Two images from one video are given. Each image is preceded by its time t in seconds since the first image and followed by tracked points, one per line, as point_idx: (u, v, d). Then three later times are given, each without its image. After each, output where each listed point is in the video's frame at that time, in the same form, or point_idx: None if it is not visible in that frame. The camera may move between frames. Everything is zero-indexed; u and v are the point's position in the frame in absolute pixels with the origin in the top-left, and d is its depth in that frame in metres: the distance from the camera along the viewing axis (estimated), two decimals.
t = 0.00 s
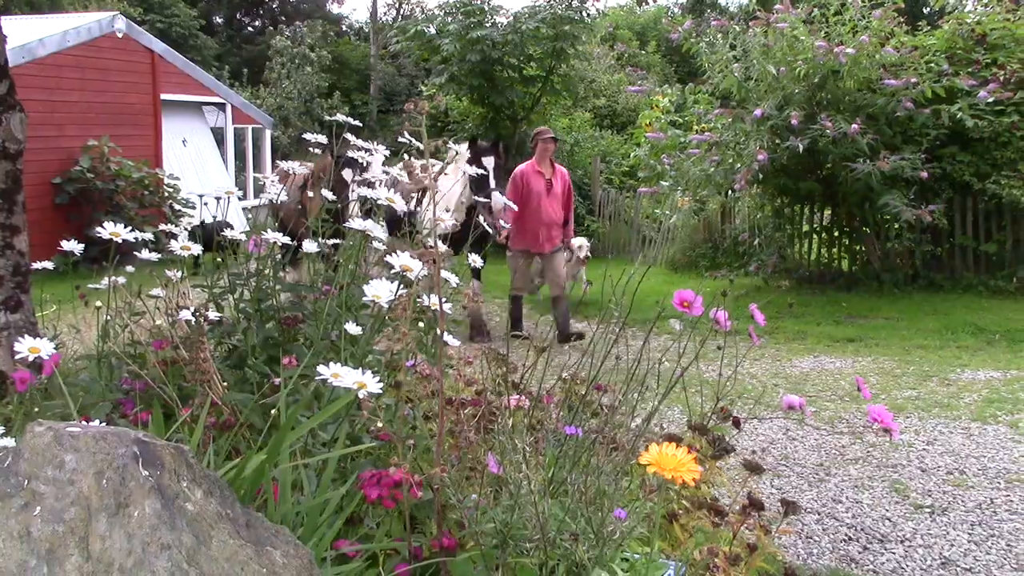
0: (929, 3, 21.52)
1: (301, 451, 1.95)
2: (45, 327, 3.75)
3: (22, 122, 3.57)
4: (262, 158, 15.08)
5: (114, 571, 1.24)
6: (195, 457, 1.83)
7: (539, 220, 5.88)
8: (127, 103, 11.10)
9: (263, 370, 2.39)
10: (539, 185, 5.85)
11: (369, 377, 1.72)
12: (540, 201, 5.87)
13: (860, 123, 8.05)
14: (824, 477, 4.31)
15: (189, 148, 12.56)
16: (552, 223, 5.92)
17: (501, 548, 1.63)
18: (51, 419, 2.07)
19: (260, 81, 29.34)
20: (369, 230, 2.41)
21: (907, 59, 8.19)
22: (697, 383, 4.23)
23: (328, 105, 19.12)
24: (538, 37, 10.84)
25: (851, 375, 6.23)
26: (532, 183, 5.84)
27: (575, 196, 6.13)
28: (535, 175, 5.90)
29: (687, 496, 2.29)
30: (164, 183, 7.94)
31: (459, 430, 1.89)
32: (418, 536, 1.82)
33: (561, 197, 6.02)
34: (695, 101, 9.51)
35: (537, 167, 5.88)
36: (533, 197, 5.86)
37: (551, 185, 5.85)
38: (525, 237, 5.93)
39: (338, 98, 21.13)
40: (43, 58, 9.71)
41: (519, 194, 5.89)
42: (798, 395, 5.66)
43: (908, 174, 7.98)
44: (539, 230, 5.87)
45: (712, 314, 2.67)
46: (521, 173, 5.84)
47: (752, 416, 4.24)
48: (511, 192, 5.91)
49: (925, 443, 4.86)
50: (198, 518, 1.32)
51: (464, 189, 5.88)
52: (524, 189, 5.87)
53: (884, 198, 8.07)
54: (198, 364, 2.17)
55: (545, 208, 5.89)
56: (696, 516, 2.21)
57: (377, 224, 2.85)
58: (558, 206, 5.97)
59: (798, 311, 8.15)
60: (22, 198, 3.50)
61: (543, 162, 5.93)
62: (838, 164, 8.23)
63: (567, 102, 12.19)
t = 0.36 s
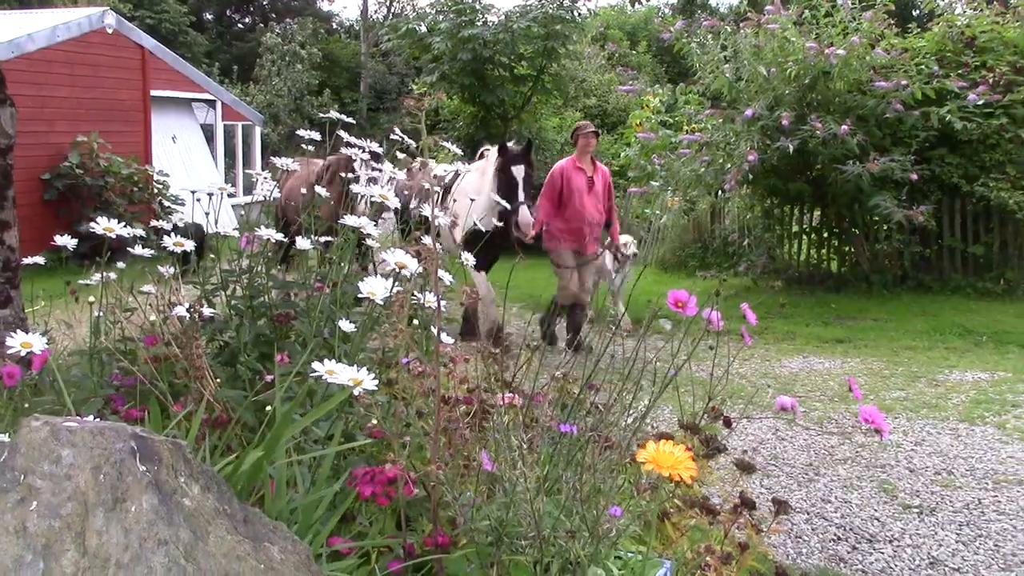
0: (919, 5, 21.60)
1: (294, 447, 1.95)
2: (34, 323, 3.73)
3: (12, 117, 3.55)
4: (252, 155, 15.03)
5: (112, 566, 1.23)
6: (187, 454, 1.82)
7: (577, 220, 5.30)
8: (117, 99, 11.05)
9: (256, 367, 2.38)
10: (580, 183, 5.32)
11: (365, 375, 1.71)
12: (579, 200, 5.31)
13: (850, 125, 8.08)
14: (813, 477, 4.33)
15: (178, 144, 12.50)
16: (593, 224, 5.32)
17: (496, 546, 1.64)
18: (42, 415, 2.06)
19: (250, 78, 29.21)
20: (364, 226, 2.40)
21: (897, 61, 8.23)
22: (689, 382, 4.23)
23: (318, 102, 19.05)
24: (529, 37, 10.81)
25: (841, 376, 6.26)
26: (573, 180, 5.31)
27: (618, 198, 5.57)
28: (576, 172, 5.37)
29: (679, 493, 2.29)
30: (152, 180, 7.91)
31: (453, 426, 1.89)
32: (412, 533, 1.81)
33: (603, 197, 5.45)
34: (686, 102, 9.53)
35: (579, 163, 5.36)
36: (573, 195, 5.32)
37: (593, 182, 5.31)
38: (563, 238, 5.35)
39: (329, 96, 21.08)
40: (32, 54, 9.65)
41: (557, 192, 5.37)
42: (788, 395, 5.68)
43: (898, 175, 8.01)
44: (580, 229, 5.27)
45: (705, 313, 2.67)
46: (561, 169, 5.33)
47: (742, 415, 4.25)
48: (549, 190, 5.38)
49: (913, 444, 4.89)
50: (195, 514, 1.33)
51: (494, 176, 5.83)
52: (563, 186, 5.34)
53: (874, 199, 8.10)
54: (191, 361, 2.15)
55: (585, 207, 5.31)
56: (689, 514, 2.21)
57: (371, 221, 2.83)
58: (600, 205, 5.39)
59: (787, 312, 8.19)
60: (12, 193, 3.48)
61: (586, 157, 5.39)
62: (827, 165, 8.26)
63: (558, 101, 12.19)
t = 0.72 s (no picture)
0: (902, 9, 21.75)
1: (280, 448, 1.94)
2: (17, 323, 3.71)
3: None
4: (236, 154, 14.97)
5: (98, 565, 1.23)
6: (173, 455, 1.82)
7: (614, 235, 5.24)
8: (101, 98, 10.98)
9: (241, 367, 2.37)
10: (616, 196, 5.24)
11: (351, 375, 1.71)
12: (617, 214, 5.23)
13: (835, 127, 8.13)
14: (797, 477, 4.35)
15: (163, 143, 12.43)
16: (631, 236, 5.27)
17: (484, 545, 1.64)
18: (27, 414, 2.05)
19: (235, 77, 29.05)
20: (352, 227, 2.39)
21: (881, 63, 8.28)
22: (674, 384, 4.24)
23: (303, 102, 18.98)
24: (515, 37, 10.73)
25: (825, 377, 6.29)
26: (610, 192, 5.24)
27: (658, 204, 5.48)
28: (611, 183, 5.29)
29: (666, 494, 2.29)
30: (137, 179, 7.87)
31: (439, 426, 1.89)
32: (398, 533, 1.81)
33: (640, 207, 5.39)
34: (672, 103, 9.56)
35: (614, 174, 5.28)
36: (608, 210, 5.25)
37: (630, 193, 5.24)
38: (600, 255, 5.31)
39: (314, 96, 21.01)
40: (17, 51, 9.58)
41: (593, 206, 5.28)
42: (772, 396, 5.71)
43: (881, 177, 8.07)
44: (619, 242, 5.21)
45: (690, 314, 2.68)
46: (595, 182, 5.24)
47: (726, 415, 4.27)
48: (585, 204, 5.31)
49: (896, 444, 4.93)
50: (182, 514, 1.32)
51: (526, 183, 5.74)
52: (599, 201, 5.26)
53: (858, 201, 8.16)
54: (176, 362, 2.15)
55: (621, 221, 5.24)
56: (675, 516, 2.22)
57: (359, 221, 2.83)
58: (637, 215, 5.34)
59: (772, 312, 8.23)
60: None
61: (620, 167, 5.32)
62: (812, 167, 8.31)
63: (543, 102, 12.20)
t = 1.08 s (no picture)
0: (878, 11, 21.97)
1: (260, 450, 1.94)
2: None
3: None
4: (216, 157, 14.89)
5: (77, 569, 1.22)
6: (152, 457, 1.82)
7: (650, 239, 5.11)
8: (79, 101, 10.90)
9: (221, 369, 2.36)
10: (652, 196, 5.11)
11: (332, 376, 1.71)
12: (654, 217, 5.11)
13: (813, 127, 8.20)
14: (777, 476, 4.39)
15: (141, 146, 12.35)
16: (666, 239, 5.16)
17: (464, 545, 1.65)
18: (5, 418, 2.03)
19: (214, 79, 28.88)
20: (330, 228, 2.38)
21: (859, 64, 8.36)
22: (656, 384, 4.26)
23: (283, 105, 18.90)
24: (495, 39, 10.72)
25: (805, 376, 6.34)
26: (647, 194, 5.10)
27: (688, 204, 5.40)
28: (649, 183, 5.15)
29: (646, 493, 2.31)
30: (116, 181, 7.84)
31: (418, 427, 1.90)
32: (379, 534, 1.82)
33: (676, 210, 5.27)
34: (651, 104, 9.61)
35: (653, 173, 5.13)
36: (645, 211, 5.11)
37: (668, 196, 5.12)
38: (634, 257, 5.16)
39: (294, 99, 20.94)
40: None
41: (628, 206, 5.12)
42: (753, 396, 5.74)
43: (859, 178, 8.14)
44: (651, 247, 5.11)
45: (670, 314, 2.69)
46: (633, 180, 5.09)
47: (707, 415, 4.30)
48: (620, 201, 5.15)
49: (875, 443, 4.97)
50: (161, 515, 1.33)
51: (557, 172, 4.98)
52: (635, 200, 5.12)
53: (837, 201, 8.22)
54: (157, 364, 2.14)
55: (659, 223, 5.12)
56: (655, 515, 2.24)
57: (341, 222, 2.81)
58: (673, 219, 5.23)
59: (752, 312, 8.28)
60: None
61: (660, 168, 5.17)
62: (791, 167, 8.38)
63: (524, 104, 12.22)
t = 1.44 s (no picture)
0: (849, 12, 22.18)
1: (234, 454, 1.94)
2: None
3: None
4: (190, 161, 14.78)
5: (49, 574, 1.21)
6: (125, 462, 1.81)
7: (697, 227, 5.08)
8: (50, 106, 10.79)
9: (195, 374, 2.35)
10: (698, 184, 5.07)
11: (305, 379, 1.71)
12: (701, 205, 5.08)
13: (784, 129, 8.29)
14: (752, 475, 4.43)
15: (114, 151, 12.23)
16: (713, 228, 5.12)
17: (439, 546, 1.65)
18: None
19: (187, 82, 28.65)
20: (304, 231, 2.38)
21: (829, 67, 8.45)
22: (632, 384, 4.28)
23: (257, 108, 18.79)
24: (469, 42, 10.73)
25: (779, 376, 6.39)
26: (693, 181, 5.07)
27: (736, 195, 5.35)
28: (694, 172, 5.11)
29: (620, 493, 2.32)
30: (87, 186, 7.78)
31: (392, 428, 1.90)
32: (354, 537, 1.82)
33: (722, 200, 5.23)
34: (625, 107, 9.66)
35: (698, 160, 5.10)
36: (690, 200, 5.08)
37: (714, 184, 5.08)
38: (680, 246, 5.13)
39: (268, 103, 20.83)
40: None
41: (674, 194, 5.11)
42: (728, 396, 5.78)
43: (831, 178, 8.23)
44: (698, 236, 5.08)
45: (644, 315, 2.70)
46: (678, 168, 5.06)
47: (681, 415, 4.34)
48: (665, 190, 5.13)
49: (848, 441, 5.03)
50: (134, 519, 1.33)
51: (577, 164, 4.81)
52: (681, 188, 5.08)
53: (809, 202, 8.30)
54: (129, 369, 2.13)
55: (706, 212, 5.09)
56: (630, 515, 2.25)
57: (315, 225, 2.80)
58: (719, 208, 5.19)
59: (726, 313, 8.35)
60: None
61: (705, 156, 5.14)
62: (763, 168, 8.45)
63: (499, 107, 12.25)
